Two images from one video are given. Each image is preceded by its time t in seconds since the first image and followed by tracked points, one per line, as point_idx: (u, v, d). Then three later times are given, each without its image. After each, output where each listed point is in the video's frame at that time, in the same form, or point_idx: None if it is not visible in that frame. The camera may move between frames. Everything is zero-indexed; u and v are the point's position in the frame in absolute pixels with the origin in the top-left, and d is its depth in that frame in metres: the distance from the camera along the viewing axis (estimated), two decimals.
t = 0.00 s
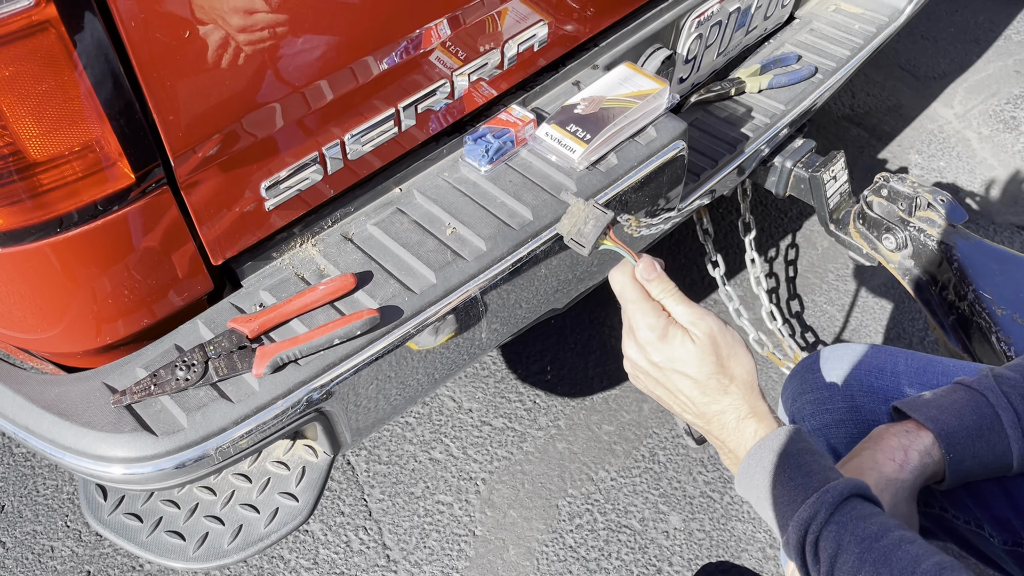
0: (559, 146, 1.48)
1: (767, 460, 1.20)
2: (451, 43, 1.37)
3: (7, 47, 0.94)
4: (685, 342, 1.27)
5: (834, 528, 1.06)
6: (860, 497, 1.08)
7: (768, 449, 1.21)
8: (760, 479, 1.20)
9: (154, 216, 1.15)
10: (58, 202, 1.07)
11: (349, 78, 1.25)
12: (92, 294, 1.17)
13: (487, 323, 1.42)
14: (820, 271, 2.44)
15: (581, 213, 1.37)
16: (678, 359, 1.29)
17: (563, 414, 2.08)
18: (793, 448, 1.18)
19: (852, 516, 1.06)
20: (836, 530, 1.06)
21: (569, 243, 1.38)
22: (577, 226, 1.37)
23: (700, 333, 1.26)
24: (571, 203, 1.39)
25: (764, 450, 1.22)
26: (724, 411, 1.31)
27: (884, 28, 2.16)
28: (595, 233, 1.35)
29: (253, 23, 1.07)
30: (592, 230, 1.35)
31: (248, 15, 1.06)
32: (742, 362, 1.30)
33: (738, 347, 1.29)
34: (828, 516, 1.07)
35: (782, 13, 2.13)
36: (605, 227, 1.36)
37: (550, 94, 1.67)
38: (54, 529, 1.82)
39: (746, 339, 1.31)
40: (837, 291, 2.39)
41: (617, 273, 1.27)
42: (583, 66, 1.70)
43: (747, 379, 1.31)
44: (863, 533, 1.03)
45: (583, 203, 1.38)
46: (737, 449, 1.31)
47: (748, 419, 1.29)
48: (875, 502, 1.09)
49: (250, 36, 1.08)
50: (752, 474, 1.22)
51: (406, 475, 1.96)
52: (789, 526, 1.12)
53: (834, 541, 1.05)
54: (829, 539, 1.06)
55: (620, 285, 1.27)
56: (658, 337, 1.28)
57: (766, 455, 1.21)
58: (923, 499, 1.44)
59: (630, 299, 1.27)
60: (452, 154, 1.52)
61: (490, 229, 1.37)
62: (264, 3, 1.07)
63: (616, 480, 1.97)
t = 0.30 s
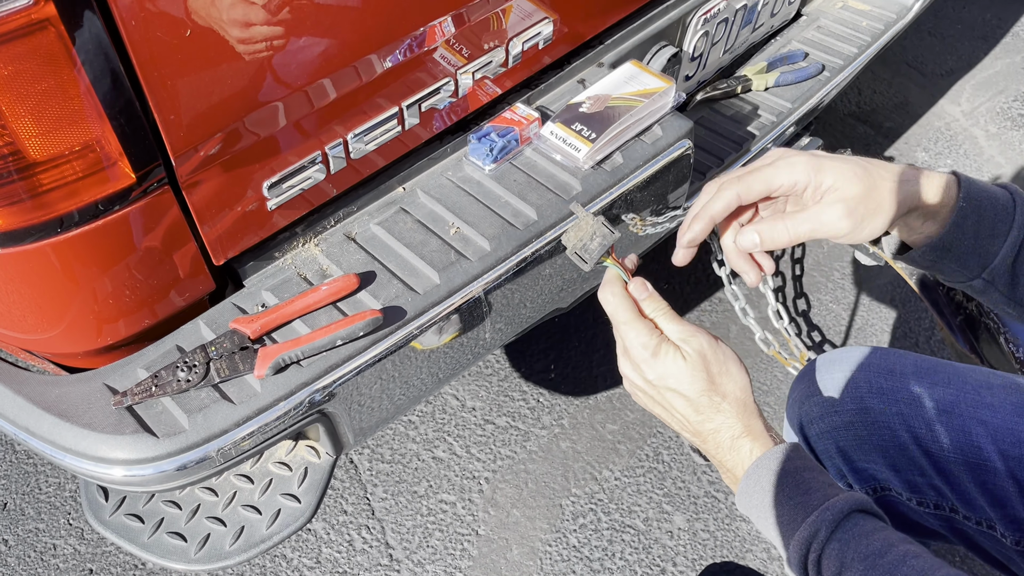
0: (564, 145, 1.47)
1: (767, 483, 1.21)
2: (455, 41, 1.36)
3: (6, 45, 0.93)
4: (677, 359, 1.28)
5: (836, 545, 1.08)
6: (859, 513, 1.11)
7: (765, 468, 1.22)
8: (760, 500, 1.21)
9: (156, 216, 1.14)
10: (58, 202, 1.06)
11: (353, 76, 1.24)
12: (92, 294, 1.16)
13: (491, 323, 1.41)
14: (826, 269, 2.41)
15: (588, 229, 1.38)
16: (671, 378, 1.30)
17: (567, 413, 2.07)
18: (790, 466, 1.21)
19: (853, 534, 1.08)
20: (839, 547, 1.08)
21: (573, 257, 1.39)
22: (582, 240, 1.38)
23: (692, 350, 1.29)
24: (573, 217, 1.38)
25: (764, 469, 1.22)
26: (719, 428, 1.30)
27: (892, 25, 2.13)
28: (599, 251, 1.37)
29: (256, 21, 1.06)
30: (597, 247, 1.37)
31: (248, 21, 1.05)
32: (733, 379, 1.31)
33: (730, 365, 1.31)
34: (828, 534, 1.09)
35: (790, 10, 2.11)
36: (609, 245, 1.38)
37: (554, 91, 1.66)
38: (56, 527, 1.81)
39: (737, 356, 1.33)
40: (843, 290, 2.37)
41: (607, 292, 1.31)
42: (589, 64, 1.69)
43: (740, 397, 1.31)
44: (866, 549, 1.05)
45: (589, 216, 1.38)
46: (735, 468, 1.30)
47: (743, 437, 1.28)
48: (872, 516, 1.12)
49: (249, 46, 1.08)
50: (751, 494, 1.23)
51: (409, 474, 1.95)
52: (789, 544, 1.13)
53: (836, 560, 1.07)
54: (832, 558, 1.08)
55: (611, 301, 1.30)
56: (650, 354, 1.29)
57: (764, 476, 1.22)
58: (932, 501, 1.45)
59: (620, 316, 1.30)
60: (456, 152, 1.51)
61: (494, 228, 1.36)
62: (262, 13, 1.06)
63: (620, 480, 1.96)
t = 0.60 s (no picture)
0: (568, 141, 1.48)
1: (768, 483, 1.20)
2: (458, 37, 1.35)
3: (7, 41, 0.92)
4: (682, 356, 1.28)
5: (842, 546, 1.08)
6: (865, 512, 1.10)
7: (768, 468, 1.22)
8: (763, 499, 1.20)
9: (158, 213, 1.13)
10: (60, 199, 1.06)
11: (356, 73, 1.23)
12: (94, 291, 1.16)
13: (494, 320, 1.40)
14: (831, 266, 2.40)
15: (591, 222, 1.38)
16: (676, 374, 1.30)
17: (570, 410, 2.06)
18: (791, 466, 1.20)
19: (860, 535, 1.08)
20: (845, 549, 1.08)
21: (576, 251, 1.38)
22: (585, 235, 1.37)
23: (697, 349, 1.28)
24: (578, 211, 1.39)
25: (767, 468, 1.22)
26: (723, 427, 1.30)
27: (897, 21, 2.11)
28: (603, 244, 1.36)
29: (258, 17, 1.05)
30: (600, 240, 1.37)
31: (250, 16, 1.04)
32: (740, 378, 1.30)
33: (735, 363, 1.30)
34: (834, 535, 1.09)
35: (795, 5, 2.09)
36: (613, 238, 1.38)
37: (558, 88, 1.65)
38: (59, 523, 1.81)
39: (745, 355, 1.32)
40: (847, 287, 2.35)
41: (612, 286, 1.30)
42: (593, 60, 1.68)
43: (746, 396, 1.30)
44: (873, 550, 1.05)
45: (593, 210, 1.39)
46: (739, 468, 1.29)
47: (747, 436, 1.28)
48: (878, 517, 1.12)
49: (251, 42, 1.07)
50: (755, 493, 1.22)
51: (412, 471, 1.94)
52: (794, 544, 1.13)
53: (841, 562, 1.07)
54: (837, 560, 1.07)
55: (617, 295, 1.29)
56: (655, 350, 1.29)
57: (767, 476, 1.21)
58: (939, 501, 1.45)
59: (625, 312, 1.29)
60: (459, 149, 1.50)
61: (497, 226, 1.35)
62: (265, 7, 1.05)
63: (622, 478, 1.95)
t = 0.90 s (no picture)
0: (570, 138, 1.47)
1: (770, 476, 1.20)
2: (459, 33, 1.35)
3: (8, 37, 0.92)
4: (675, 360, 1.29)
5: (843, 543, 1.08)
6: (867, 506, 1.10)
7: (769, 463, 1.21)
8: (764, 492, 1.20)
9: (159, 210, 1.13)
10: (62, 196, 1.06)
11: (357, 69, 1.23)
12: (96, 288, 1.16)
13: (496, 317, 1.40)
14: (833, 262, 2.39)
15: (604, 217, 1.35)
16: (673, 379, 1.30)
17: (572, 407, 2.06)
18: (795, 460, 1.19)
19: (862, 531, 1.08)
20: (847, 545, 1.08)
21: (589, 239, 1.35)
22: (602, 225, 1.35)
23: (691, 352, 1.27)
24: (592, 202, 1.38)
25: (768, 463, 1.21)
26: (725, 425, 1.29)
27: (901, 17, 2.10)
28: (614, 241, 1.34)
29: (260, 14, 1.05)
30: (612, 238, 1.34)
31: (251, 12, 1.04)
32: (738, 374, 1.29)
33: (733, 359, 1.29)
34: (835, 531, 1.09)
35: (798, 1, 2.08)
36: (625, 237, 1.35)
37: (560, 85, 1.65)
38: (61, 520, 1.81)
39: (743, 350, 1.30)
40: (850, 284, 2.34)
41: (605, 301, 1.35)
42: (595, 56, 1.68)
43: (746, 392, 1.29)
44: (875, 547, 1.05)
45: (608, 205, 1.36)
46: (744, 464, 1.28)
47: (750, 432, 1.27)
48: (883, 510, 1.11)
49: (253, 38, 1.07)
50: (758, 488, 1.22)
51: (414, 468, 1.94)
52: (796, 540, 1.13)
53: (842, 558, 1.07)
54: (838, 556, 1.08)
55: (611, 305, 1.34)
56: (650, 358, 1.31)
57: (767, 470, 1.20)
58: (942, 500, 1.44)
59: (619, 321, 1.33)
60: (460, 146, 1.50)
61: (499, 223, 1.35)
62: (266, 3, 1.05)
63: (624, 475, 1.95)
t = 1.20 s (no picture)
0: (570, 135, 1.47)
1: (772, 462, 1.19)
2: (459, 30, 1.34)
3: (6, 33, 0.92)
4: (661, 360, 1.29)
5: (839, 524, 1.07)
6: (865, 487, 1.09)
7: (769, 447, 1.20)
8: (765, 477, 1.19)
9: (159, 207, 1.13)
10: (60, 193, 1.06)
11: (357, 66, 1.23)
12: (95, 285, 1.16)
13: (497, 314, 1.39)
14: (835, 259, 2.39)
15: (600, 222, 1.36)
16: (663, 380, 1.30)
17: (572, 404, 2.06)
18: (798, 443, 1.17)
19: (858, 512, 1.06)
20: (843, 526, 1.06)
21: (584, 241, 1.36)
22: (599, 229, 1.36)
23: (673, 344, 1.27)
24: (593, 208, 1.39)
25: (766, 446, 1.20)
26: (721, 412, 1.29)
27: (902, 14, 2.09)
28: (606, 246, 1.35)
29: (259, 10, 1.05)
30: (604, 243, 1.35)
31: (249, 10, 1.04)
32: (722, 359, 1.28)
33: (716, 345, 1.29)
34: (830, 512, 1.07)
35: None
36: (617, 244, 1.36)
37: (560, 81, 1.64)
38: (62, 517, 1.82)
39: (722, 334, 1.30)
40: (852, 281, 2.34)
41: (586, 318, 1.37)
42: (595, 53, 1.67)
43: (734, 375, 1.28)
44: (870, 529, 1.04)
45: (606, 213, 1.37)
46: (743, 448, 1.28)
47: (745, 415, 1.27)
48: (878, 492, 1.10)
49: (252, 35, 1.07)
50: (756, 469, 1.22)
51: (415, 465, 1.94)
52: (791, 520, 1.12)
53: (838, 539, 1.06)
54: (834, 537, 1.07)
55: (592, 324, 1.35)
56: (637, 365, 1.32)
57: (770, 454, 1.19)
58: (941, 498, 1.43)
59: (602, 338, 1.35)
60: (460, 143, 1.50)
61: (498, 220, 1.35)
62: None
63: (625, 472, 1.95)
